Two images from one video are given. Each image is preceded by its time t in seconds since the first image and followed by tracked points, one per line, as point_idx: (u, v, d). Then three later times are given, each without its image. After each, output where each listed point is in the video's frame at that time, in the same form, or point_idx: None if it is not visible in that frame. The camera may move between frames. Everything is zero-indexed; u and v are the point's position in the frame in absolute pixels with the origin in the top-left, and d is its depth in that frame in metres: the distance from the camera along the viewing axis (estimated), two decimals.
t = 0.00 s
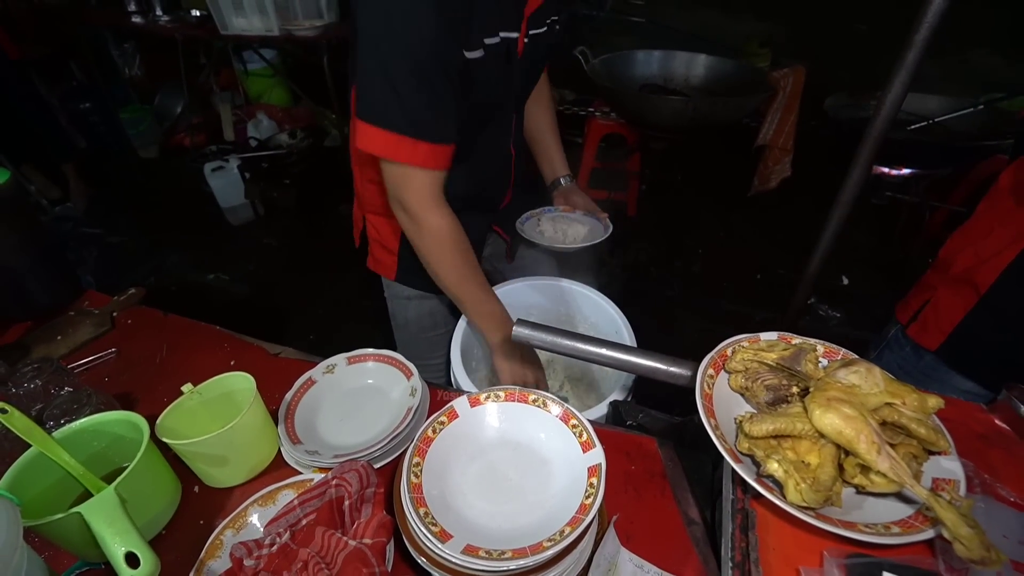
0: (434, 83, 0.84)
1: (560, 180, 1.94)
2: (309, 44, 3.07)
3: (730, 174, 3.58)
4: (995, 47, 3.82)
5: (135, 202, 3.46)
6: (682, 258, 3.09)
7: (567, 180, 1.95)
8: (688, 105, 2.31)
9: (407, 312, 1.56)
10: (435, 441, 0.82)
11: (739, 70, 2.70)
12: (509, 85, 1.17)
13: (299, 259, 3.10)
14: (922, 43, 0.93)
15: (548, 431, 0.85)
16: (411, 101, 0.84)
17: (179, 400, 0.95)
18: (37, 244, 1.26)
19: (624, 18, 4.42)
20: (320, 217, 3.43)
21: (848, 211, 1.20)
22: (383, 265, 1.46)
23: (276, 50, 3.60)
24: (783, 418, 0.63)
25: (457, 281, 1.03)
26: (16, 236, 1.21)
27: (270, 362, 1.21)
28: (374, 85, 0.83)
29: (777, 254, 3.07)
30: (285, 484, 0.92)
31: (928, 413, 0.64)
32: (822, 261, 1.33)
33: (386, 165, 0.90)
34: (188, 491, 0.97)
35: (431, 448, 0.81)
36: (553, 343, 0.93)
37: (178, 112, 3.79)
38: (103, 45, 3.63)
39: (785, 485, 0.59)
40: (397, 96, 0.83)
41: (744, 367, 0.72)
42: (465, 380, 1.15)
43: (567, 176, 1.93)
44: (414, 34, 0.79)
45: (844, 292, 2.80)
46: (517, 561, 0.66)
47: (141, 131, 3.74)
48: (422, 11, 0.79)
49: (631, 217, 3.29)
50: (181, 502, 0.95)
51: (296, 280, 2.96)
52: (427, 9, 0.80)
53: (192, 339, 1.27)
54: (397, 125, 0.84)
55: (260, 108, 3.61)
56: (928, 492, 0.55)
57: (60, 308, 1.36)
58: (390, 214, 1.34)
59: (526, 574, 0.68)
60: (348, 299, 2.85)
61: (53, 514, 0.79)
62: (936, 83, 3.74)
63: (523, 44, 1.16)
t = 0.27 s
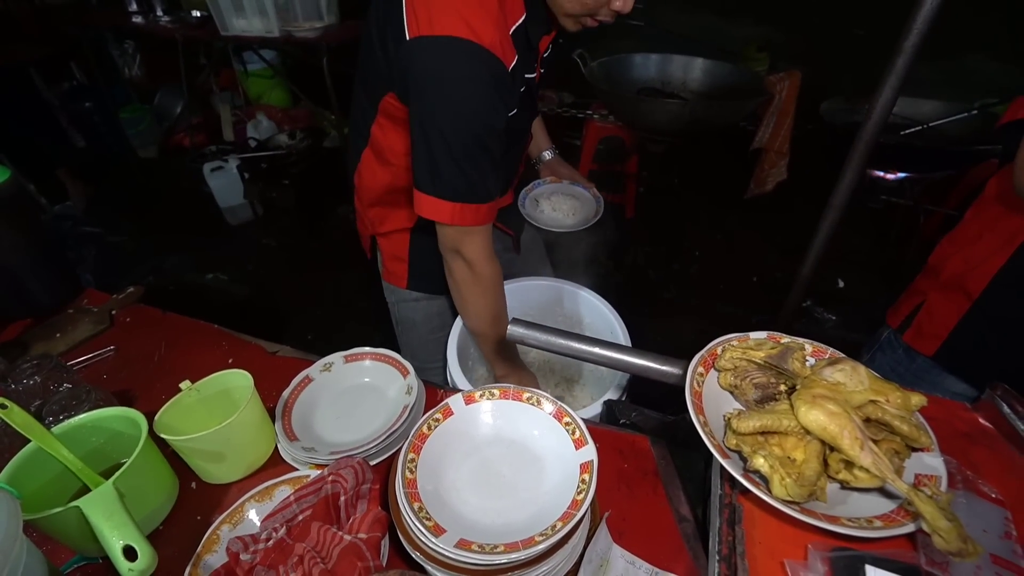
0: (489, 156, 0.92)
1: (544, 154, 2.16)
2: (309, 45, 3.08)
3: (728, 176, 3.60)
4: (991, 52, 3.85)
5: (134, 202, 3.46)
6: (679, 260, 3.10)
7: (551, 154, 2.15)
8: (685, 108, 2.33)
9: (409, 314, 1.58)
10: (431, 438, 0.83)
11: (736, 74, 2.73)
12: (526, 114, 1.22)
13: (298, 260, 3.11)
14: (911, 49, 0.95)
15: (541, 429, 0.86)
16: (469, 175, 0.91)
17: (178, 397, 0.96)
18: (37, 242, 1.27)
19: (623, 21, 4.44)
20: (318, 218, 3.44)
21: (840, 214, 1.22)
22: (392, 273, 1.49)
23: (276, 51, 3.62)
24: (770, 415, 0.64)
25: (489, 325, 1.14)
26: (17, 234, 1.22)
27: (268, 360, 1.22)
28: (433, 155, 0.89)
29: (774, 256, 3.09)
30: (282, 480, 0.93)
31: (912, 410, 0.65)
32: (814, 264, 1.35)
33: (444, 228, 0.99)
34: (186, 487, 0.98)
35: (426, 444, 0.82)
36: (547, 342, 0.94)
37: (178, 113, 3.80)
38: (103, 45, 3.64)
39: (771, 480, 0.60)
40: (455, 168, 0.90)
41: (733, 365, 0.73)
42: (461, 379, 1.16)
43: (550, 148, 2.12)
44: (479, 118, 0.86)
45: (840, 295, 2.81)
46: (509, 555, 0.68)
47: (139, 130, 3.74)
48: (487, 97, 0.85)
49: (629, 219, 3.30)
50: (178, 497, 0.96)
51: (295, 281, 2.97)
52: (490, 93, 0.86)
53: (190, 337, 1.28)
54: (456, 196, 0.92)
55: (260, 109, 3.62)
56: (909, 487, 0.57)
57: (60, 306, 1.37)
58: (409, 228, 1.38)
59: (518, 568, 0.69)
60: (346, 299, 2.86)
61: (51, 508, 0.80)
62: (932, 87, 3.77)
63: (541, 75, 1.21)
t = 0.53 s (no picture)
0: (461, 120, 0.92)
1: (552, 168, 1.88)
2: (313, 44, 3.09)
3: (731, 175, 3.58)
4: (997, 50, 3.83)
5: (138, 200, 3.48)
6: (683, 259, 3.10)
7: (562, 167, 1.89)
8: (689, 106, 2.32)
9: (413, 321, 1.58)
10: (432, 435, 0.83)
11: (740, 72, 2.72)
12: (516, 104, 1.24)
13: (302, 258, 3.12)
14: (915, 47, 0.94)
15: (543, 426, 0.86)
16: (439, 141, 0.91)
17: (182, 394, 0.97)
18: (43, 239, 1.28)
19: (627, 20, 4.43)
20: (322, 217, 3.45)
21: (843, 213, 1.22)
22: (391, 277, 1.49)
23: (281, 50, 3.63)
24: (771, 412, 0.64)
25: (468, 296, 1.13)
26: (23, 231, 1.23)
27: (272, 357, 1.23)
28: (400, 120, 0.89)
29: (777, 255, 3.08)
30: (285, 476, 0.94)
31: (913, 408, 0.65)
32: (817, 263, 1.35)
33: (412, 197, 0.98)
34: (190, 483, 0.99)
35: (428, 441, 0.82)
36: (548, 339, 0.94)
37: (183, 112, 3.81)
38: (108, 44, 3.66)
39: (771, 477, 0.60)
40: (424, 134, 0.90)
41: (734, 362, 0.74)
42: (463, 376, 1.17)
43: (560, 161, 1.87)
44: (443, 80, 0.85)
45: (844, 294, 2.80)
46: (510, 550, 0.68)
47: (145, 130, 3.66)
48: (451, 59, 0.85)
49: (632, 218, 3.30)
50: (183, 493, 0.97)
51: (298, 279, 2.98)
52: (456, 57, 0.85)
53: (195, 335, 1.29)
54: (427, 162, 0.92)
55: (264, 108, 3.63)
56: (910, 485, 0.57)
57: (66, 303, 1.38)
58: (404, 227, 1.36)
59: (519, 564, 0.70)
60: (350, 298, 2.87)
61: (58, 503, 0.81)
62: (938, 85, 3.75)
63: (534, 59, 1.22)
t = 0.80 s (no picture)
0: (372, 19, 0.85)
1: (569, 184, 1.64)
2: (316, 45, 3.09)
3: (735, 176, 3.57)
4: (1002, 51, 3.82)
5: (142, 200, 3.49)
6: (686, 260, 3.09)
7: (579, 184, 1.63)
8: (692, 107, 2.32)
9: (414, 316, 1.60)
10: (434, 436, 0.83)
11: (743, 72, 2.71)
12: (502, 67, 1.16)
13: (305, 258, 3.13)
14: (920, 48, 0.94)
15: (545, 427, 0.86)
16: (346, 40, 0.86)
17: (185, 393, 0.97)
18: (47, 239, 1.29)
19: (630, 21, 4.42)
20: (325, 217, 3.45)
21: (848, 215, 1.21)
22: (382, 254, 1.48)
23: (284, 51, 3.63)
24: (775, 415, 0.64)
25: (421, 211, 1.08)
26: (27, 231, 1.23)
27: (275, 357, 1.23)
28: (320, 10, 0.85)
29: (780, 257, 3.08)
30: (287, 477, 0.94)
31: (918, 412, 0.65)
32: (821, 265, 1.34)
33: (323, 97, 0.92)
34: (192, 482, 0.99)
35: (430, 442, 0.82)
36: (551, 340, 0.94)
37: (187, 111, 3.82)
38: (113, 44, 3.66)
39: (775, 480, 0.60)
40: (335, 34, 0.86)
41: (738, 365, 0.73)
42: (466, 376, 1.16)
43: (579, 178, 1.63)
44: None
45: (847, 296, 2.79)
46: (511, 552, 0.68)
47: (149, 129, 3.69)
48: None
49: (634, 219, 3.29)
50: (185, 493, 0.97)
51: (301, 279, 2.99)
52: None
53: (197, 334, 1.29)
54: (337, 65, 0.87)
55: (267, 108, 3.64)
56: (915, 489, 0.56)
57: (70, 302, 1.38)
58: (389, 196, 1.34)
59: (520, 566, 0.69)
60: (352, 298, 2.87)
61: (61, 502, 0.81)
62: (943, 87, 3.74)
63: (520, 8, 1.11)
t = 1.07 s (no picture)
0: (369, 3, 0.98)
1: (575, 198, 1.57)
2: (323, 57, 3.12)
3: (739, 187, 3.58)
4: (1004, 63, 3.84)
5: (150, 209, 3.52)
6: (689, 271, 3.09)
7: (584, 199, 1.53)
8: (695, 118, 2.33)
9: (413, 318, 1.61)
10: (437, 445, 0.83)
11: (746, 84, 2.73)
12: (500, 69, 1.20)
13: (310, 268, 3.15)
14: (921, 61, 0.95)
15: (548, 437, 0.86)
16: (347, 19, 0.99)
17: (190, 402, 0.98)
18: (57, 248, 1.30)
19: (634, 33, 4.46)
20: (330, 226, 3.48)
21: (851, 226, 1.21)
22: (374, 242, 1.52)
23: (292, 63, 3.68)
24: (778, 426, 0.64)
25: (419, 170, 1.14)
26: (38, 240, 1.25)
27: (279, 366, 1.24)
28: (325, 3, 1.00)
29: (784, 267, 3.08)
30: (290, 486, 0.94)
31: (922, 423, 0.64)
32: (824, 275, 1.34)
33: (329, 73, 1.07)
34: (196, 491, 0.99)
35: (433, 451, 0.82)
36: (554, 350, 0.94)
37: (196, 122, 3.87)
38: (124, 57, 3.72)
39: (778, 492, 0.60)
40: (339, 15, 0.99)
41: (741, 375, 0.73)
42: (469, 386, 1.16)
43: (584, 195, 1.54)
44: None
45: (852, 307, 2.78)
46: (514, 563, 0.68)
47: (158, 140, 3.74)
48: None
49: (638, 229, 3.30)
50: (189, 501, 0.97)
51: (306, 288, 3.00)
52: None
53: (203, 343, 1.30)
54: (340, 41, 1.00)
55: (274, 119, 3.68)
56: (920, 501, 0.56)
57: (78, 311, 1.40)
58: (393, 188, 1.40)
59: None
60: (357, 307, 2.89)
61: (65, 509, 0.82)
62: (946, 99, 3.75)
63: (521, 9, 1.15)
